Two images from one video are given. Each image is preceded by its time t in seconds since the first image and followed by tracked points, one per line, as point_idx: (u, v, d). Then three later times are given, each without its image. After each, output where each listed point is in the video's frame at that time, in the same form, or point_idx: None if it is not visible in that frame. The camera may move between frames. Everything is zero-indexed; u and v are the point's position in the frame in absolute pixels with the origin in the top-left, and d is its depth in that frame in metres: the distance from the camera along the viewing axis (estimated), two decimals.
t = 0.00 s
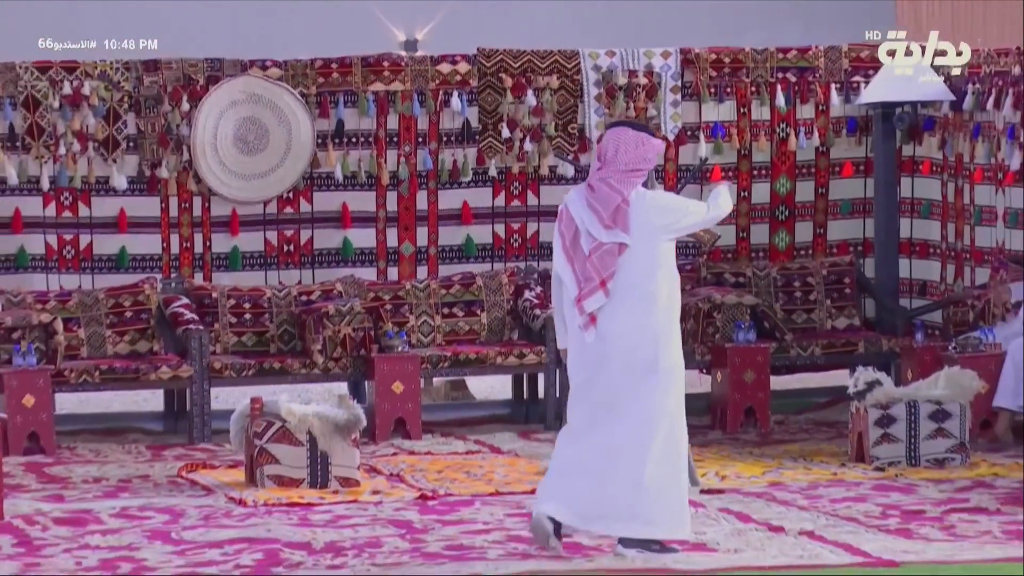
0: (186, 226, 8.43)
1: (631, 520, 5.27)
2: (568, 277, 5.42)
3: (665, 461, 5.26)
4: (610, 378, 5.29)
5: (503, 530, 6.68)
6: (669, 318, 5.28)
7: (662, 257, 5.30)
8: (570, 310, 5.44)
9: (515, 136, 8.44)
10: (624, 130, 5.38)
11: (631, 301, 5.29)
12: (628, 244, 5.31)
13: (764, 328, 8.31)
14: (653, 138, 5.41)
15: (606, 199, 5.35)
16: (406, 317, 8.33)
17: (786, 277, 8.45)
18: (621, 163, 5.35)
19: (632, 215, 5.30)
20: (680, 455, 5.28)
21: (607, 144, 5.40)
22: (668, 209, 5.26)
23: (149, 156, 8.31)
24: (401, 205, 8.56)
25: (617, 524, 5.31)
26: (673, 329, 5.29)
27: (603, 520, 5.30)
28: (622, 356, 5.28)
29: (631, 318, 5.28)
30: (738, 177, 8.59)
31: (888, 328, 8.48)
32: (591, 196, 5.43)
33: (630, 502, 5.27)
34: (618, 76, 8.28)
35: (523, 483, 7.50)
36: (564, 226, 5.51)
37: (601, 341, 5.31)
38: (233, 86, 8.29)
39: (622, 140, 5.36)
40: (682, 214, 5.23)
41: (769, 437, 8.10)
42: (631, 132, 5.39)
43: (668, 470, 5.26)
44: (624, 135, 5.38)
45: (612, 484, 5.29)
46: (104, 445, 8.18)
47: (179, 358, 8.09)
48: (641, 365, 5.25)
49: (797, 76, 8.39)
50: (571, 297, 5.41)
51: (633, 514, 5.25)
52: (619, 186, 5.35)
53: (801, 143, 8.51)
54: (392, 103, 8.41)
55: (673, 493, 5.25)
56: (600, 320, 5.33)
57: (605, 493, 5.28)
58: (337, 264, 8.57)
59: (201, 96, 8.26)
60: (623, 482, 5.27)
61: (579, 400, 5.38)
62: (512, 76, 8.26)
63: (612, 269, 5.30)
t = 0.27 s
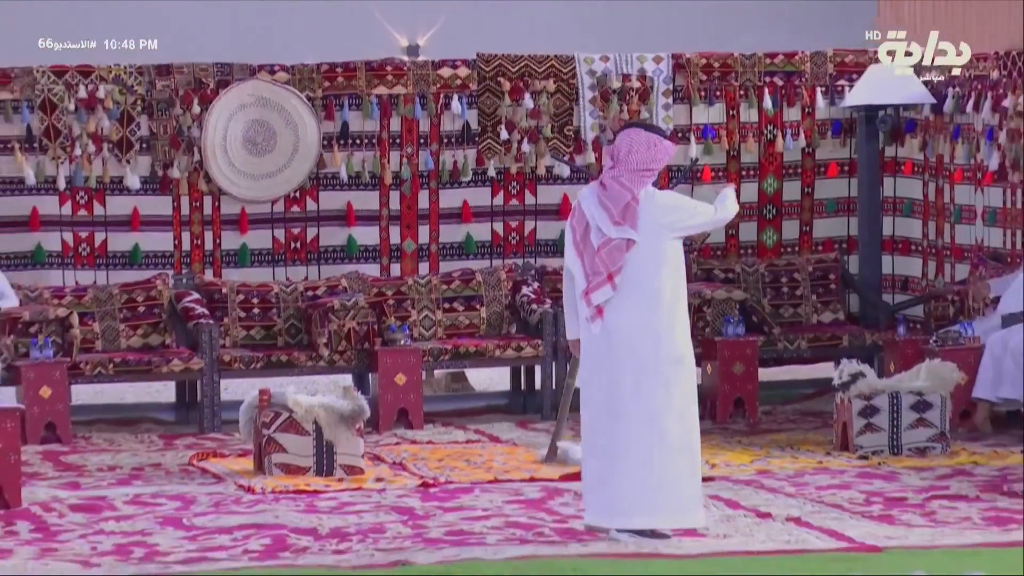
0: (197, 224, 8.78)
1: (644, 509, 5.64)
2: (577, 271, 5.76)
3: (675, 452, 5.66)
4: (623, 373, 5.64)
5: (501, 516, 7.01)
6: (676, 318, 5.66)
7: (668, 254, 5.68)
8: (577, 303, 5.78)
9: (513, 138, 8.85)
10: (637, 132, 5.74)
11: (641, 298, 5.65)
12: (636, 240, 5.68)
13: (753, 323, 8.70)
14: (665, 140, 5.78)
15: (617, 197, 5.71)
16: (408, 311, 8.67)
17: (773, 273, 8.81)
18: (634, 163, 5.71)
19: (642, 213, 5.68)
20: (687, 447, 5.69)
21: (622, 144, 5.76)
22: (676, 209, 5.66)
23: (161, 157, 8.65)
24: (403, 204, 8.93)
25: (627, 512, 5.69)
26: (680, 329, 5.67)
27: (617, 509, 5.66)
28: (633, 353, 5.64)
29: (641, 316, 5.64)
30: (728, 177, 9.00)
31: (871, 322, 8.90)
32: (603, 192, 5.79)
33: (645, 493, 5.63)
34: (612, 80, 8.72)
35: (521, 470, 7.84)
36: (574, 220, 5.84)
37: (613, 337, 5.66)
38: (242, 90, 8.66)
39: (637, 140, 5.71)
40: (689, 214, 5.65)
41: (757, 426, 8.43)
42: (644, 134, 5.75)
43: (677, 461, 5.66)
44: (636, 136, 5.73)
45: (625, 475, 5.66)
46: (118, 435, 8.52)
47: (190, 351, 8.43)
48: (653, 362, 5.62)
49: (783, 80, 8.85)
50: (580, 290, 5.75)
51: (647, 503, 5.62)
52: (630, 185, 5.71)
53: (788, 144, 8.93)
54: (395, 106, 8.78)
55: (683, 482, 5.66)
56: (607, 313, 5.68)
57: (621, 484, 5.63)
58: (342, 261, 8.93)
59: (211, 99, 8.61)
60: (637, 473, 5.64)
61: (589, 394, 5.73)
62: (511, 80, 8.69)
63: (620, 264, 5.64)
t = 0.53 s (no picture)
0: (208, 222, 9.20)
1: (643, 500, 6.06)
2: (581, 267, 6.20)
3: (675, 446, 6.04)
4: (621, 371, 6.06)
5: (499, 500, 7.41)
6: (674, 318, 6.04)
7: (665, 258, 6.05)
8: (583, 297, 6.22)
9: (511, 139, 9.29)
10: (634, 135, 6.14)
11: (638, 298, 6.06)
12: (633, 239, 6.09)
13: (740, 317, 9.10)
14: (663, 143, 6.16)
15: (616, 198, 6.12)
16: (410, 305, 9.08)
17: (759, 268, 9.26)
18: (632, 164, 6.11)
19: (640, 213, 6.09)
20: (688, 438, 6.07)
21: (622, 146, 6.15)
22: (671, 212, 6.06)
23: (174, 157, 9.07)
24: (406, 203, 9.35)
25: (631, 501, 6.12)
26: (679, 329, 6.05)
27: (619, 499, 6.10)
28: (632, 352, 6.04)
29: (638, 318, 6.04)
30: (716, 177, 9.47)
31: (853, 316, 9.33)
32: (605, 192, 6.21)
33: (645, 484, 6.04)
34: (605, 84, 9.21)
35: (518, 457, 8.24)
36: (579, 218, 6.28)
37: (613, 337, 6.09)
38: (252, 93, 9.11)
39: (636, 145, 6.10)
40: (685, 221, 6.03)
41: (744, 415, 8.82)
42: (641, 137, 6.15)
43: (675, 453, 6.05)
44: (634, 139, 6.13)
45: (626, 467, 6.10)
46: (132, 423, 8.92)
47: (201, 343, 8.83)
48: (649, 361, 6.01)
49: (769, 84, 9.36)
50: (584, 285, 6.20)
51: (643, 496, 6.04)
52: (628, 186, 6.12)
53: (773, 145, 9.41)
54: (398, 109, 9.22)
55: (681, 475, 6.04)
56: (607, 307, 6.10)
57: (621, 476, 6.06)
58: (347, 257, 9.34)
59: (222, 102, 9.07)
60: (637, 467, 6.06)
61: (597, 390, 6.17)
62: (509, 84, 9.17)
63: (619, 260, 6.06)
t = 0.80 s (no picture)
0: (219, 218, 9.62)
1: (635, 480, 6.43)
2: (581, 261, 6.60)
3: (666, 428, 6.41)
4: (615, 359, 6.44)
5: (496, 484, 7.81)
6: (665, 310, 6.40)
7: (656, 253, 6.42)
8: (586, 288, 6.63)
9: (508, 138, 9.76)
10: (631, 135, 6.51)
11: (631, 291, 6.44)
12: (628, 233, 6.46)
13: (727, 308, 9.58)
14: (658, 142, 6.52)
15: (612, 194, 6.50)
16: (411, 297, 9.50)
17: (746, 262, 9.70)
18: (628, 162, 6.47)
19: (634, 208, 6.46)
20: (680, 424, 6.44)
21: (620, 146, 6.52)
22: (662, 209, 6.46)
23: (186, 156, 9.53)
24: (408, 199, 9.78)
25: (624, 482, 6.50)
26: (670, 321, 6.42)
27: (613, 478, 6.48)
28: (625, 340, 6.42)
29: (630, 310, 6.42)
30: (704, 176, 9.93)
31: (836, 308, 9.78)
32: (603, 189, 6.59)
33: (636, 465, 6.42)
34: (598, 86, 9.67)
35: (515, 442, 8.66)
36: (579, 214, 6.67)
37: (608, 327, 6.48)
38: (261, 95, 9.52)
39: (632, 145, 6.46)
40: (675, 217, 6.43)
41: (731, 403, 9.24)
42: (637, 137, 6.51)
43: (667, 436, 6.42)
44: (630, 139, 6.50)
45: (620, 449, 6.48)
46: (146, 410, 9.34)
47: (213, 334, 9.24)
48: (640, 349, 6.39)
49: (755, 86, 9.84)
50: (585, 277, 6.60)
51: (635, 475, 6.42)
52: (623, 183, 6.49)
53: (759, 145, 9.90)
54: (401, 110, 9.66)
55: (672, 457, 6.42)
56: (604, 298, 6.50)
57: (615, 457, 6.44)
58: (352, 251, 9.76)
59: (233, 104, 9.49)
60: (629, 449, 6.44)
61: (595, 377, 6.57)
62: (506, 86, 9.64)
63: (614, 253, 6.44)
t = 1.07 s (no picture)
0: (229, 216, 10.04)
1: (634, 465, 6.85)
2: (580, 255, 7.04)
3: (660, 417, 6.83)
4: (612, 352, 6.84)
5: (495, 471, 8.23)
6: (658, 305, 6.79)
7: (648, 249, 6.81)
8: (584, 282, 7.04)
9: (506, 140, 10.17)
10: (626, 136, 6.93)
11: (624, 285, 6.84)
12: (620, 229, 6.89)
13: (717, 302, 9.97)
14: (653, 144, 6.94)
15: (607, 191, 6.93)
16: (413, 292, 9.90)
17: (735, 257, 10.11)
18: (622, 162, 6.89)
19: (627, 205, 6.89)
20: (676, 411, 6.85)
21: (616, 146, 6.95)
22: (656, 207, 6.82)
23: (198, 157, 9.94)
24: (410, 198, 10.21)
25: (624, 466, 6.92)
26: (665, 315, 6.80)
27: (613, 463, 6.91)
28: (622, 334, 6.82)
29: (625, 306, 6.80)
30: (694, 175, 10.33)
31: (821, 301, 10.14)
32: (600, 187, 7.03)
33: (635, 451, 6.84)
34: (593, 89, 10.09)
35: (513, 431, 9.07)
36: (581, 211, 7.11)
37: (605, 322, 6.86)
38: (269, 97, 9.96)
39: (625, 146, 6.89)
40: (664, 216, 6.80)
41: (720, 393, 9.67)
42: (632, 138, 6.93)
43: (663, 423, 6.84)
44: (625, 140, 6.92)
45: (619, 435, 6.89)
46: (159, 400, 9.76)
47: (223, 327, 9.65)
48: (637, 343, 6.78)
49: (743, 89, 10.24)
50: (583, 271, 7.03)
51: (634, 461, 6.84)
52: (618, 182, 6.91)
53: (747, 145, 10.29)
54: (403, 112, 10.09)
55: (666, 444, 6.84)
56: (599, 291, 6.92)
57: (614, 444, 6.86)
58: (357, 248, 10.19)
59: (242, 106, 9.92)
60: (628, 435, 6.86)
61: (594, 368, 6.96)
62: (505, 89, 10.07)
63: (608, 250, 6.87)
